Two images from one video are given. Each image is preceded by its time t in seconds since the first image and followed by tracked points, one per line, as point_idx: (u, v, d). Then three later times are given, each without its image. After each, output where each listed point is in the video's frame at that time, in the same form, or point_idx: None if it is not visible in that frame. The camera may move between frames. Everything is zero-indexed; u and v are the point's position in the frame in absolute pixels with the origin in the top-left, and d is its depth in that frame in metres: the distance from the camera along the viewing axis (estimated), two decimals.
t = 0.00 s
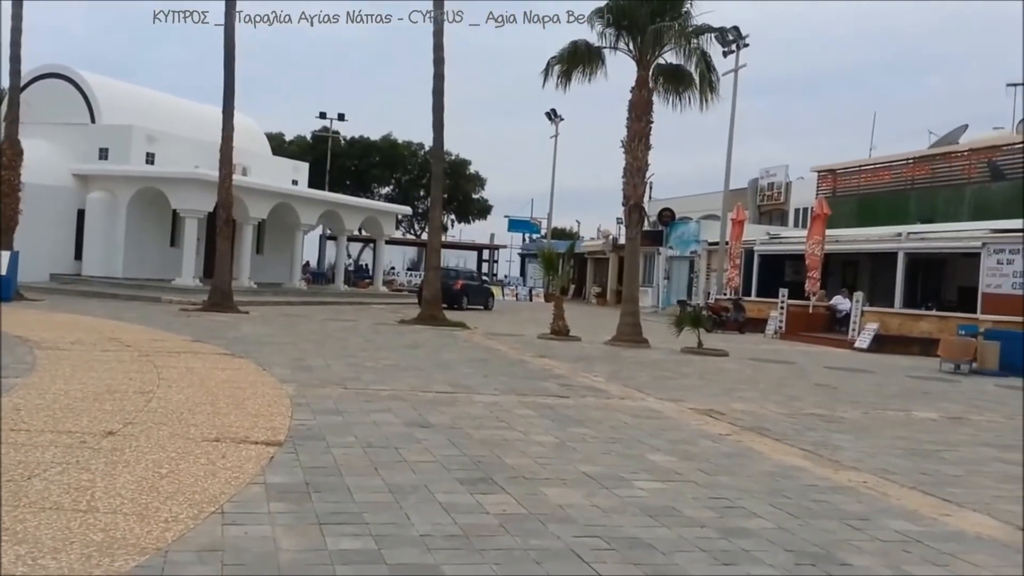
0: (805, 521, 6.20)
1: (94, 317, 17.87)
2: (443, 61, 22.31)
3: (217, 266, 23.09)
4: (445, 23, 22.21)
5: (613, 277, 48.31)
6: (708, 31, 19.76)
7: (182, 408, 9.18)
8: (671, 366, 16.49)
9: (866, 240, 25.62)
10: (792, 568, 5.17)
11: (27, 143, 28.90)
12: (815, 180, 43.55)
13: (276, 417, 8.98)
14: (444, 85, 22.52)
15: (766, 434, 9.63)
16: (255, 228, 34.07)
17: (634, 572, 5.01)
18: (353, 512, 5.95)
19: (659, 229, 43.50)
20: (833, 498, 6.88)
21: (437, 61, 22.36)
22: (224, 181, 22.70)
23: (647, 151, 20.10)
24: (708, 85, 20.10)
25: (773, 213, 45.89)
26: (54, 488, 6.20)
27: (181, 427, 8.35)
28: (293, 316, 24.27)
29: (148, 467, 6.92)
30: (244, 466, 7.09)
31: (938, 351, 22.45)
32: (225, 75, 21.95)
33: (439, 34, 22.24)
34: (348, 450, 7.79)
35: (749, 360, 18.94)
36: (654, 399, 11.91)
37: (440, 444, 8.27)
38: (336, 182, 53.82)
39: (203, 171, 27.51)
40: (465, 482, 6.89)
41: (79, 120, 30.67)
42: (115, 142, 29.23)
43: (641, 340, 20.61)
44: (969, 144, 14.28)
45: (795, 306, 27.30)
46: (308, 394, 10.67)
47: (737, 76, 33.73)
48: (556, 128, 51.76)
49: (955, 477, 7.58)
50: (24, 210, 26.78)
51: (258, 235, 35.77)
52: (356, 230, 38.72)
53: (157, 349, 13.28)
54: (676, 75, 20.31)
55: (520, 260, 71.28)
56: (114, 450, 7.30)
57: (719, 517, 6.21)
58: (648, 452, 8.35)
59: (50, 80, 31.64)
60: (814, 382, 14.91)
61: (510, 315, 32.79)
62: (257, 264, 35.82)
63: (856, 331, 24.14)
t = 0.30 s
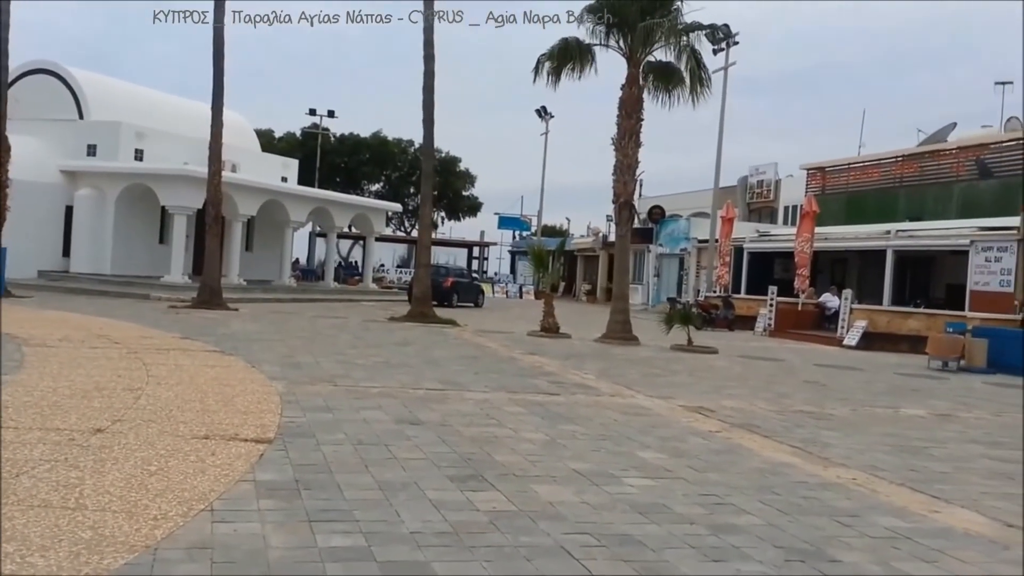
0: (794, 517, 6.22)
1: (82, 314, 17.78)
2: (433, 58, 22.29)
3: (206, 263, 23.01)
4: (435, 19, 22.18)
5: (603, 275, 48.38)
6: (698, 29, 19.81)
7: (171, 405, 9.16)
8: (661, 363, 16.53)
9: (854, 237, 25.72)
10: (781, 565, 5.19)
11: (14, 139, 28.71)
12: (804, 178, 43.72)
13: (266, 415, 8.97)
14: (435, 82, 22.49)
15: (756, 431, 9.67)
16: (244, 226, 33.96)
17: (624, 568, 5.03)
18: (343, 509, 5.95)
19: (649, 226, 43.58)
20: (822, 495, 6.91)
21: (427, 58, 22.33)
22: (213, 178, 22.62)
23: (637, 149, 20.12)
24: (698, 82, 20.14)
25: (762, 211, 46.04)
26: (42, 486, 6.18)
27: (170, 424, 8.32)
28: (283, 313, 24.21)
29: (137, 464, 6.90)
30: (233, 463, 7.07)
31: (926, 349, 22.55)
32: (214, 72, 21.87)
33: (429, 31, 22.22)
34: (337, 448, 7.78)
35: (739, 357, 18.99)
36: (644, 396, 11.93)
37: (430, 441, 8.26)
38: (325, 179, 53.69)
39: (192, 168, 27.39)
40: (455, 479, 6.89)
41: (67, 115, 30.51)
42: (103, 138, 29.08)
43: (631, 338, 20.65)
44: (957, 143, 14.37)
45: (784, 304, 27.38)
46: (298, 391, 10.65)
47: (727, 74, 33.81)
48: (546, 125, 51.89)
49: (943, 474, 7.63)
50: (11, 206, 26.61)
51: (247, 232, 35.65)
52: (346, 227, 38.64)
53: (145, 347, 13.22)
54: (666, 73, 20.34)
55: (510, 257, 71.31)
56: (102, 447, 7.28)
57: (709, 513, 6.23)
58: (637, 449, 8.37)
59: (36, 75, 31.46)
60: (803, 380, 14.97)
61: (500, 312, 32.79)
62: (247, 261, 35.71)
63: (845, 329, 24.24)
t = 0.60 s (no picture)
0: (784, 515, 6.23)
1: (71, 312, 17.68)
2: (424, 56, 22.26)
3: (195, 261, 22.92)
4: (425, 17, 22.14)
5: (594, 273, 48.41)
6: (688, 27, 19.86)
7: (160, 404, 9.11)
8: (651, 361, 16.55)
9: (843, 235, 25.84)
10: (771, 562, 5.20)
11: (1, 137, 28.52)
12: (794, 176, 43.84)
13: (255, 413, 8.93)
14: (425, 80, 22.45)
15: (745, 428, 9.69)
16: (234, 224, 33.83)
17: (614, 566, 5.03)
18: (333, 508, 5.93)
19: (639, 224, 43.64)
20: (812, 492, 6.93)
21: (417, 55, 22.30)
22: (202, 176, 22.52)
23: (627, 147, 20.14)
24: (688, 81, 20.19)
25: (752, 209, 46.15)
26: (30, 485, 6.14)
27: (159, 423, 8.28)
28: (273, 311, 24.14)
29: (125, 463, 6.86)
30: (222, 462, 7.04)
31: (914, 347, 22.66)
32: (203, 69, 21.78)
33: (420, 29, 22.18)
34: (327, 446, 7.75)
35: (729, 355, 19.04)
36: (634, 394, 11.94)
37: (421, 439, 8.25)
38: (316, 177, 53.55)
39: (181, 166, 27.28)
40: (445, 478, 6.88)
41: (55, 113, 30.35)
42: (91, 136, 28.95)
43: (622, 336, 20.66)
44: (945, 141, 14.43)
45: (774, 302, 27.43)
46: (288, 389, 10.62)
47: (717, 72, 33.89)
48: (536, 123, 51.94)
49: (933, 472, 7.66)
50: None
51: (237, 230, 35.53)
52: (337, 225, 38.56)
53: (134, 345, 13.16)
54: (655, 72, 20.38)
55: (500, 256, 71.28)
56: (91, 446, 7.23)
57: (699, 511, 6.24)
58: (628, 446, 8.38)
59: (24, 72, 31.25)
60: (793, 377, 15.03)
61: (490, 310, 32.80)
62: (236, 259, 35.58)
63: (834, 327, 24.33)
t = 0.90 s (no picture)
0: (774, 513, 6.25)
1: (59, 311, 17.58)
2: (414, 55, 22.22)
3: (185, 260, 22.82)
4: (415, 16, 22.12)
5: (584, 272, 48.45)
6: (679, 27, 19.93)
7: (150, 404, 9.08)
8: (642, 360, 16.56)
9: (832, 234, 26.00)
10: (762, 560, 5.21)
11: None
12: (783, 175, 43.97)
13: (246, 413, 8.90)
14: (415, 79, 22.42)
15: (735, 427, 9.71)
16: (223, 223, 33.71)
17: (604, 565, 5.04)
18: (323, 508, 5.91)
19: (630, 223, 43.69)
20: (802, 490, 6.95)
21: (408, 54, 22.27)
22: (191, 175, 22.44)
23: (617, 146, 20.14)
24: (678, 79, 20.24)
25: (742, 207, 46.28)
26: (19, 485, 6.11)
27: (149, 423, 8.25)
28: (263, 310, 24.06)
29: (116, 464, 6.83)
30: (213, 462, 7.02)
31: (904, 345, 22.75)
32: (193, 68, 21.68)
33: (410, 28, 22.15)
34: (318, 446, 7.73)
35: (719, 354, 19.07)
36: (624, 393, 11.95)
37: (412, 439, 8.23)
38: (306, 176, 53.40)
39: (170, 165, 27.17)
40: (436, 477, 6.87)
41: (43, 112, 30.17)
42: (80, 135, 28.79)
43: (612, 334, 20.67)
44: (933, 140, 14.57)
45: (764, 300, 27.50)
46: (278, 389, 10.59)
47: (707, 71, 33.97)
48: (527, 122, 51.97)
49: (922, 469, 7.69)
50: None
51: (227, 230, 35.41)
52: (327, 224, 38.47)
53: (124, 345, 13.09)
54: (645, 71, 20.42)
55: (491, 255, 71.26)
56: (80, 447, 7.20)
57: (690, 510, 6.25)
58: (618, 445, 8.39)
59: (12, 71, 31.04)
60: (783, 375, 15.07)
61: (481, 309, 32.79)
62: (226, 258, 35.47)
63: (824, 325, 24.42)
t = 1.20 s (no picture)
0: (765, 511, 6.26)
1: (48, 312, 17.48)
2: (404, 54, 22.20)
3: (175, 261, 22.74)
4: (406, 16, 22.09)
5: (575, 271, 48.50)
6: (669, 27, 20.04)
7: (141, 405, 9.04)
8: (632, 359, 16.59)
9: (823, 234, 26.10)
10: (752, 558, 5.23)
11: None
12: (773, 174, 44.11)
13: (237, 413, 8.87)
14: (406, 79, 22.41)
15: (726, 425, 9.73)
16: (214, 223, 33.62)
17: (595, 564, 5.04)
18: (315, 508, 5.90)
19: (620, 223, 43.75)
20: (792, 489, 6.97)
21: (398, 54, 22.25)
22: (182, 175, 22.36)
23: (608, 146, 20.16)
24: (668, 79, 20.34)
25: (732, 207, 46.42)
26: (9, 486, 6.08)
27: (139, 423, 8.22)
28: (253, 310, 24.00)
29: (106, 465, 6.80)
30: (203, 463, 6.99)
31: (893, 343, 22.85)
32: (182, 67, 21.59)
33: (400, 28, 22.13)
34: (309, 446, 7.72)
35: (710, 353, 19.11)
36: (615, 392, 11.96)
37: (403, 438, 8.23)
38: (296, 176, 53.25)
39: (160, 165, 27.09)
40: (427, 477, 6.87)
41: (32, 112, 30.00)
42: (70, 136, 28.65)
43: (603, 333, 20.69)
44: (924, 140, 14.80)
45: (755, 299, 27.56)
46: (270, 389, 10.56)
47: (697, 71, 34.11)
48: (517, 122, 52.08)
49: (912, 467, 7.73)
50: None
51: (217, 230, 35.30)
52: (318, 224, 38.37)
53: (114, 345, 13.01)
54: (635, 71, 20.47)
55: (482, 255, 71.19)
56: (70, 448, 7.16)
57: (681, 508, 6.25)
58: (609, 444, 8.40)
59: None
60: (774, 374, 15.11)
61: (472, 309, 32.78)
62: (217, 259, 35.36)
63: (814, 324, 24.52)
